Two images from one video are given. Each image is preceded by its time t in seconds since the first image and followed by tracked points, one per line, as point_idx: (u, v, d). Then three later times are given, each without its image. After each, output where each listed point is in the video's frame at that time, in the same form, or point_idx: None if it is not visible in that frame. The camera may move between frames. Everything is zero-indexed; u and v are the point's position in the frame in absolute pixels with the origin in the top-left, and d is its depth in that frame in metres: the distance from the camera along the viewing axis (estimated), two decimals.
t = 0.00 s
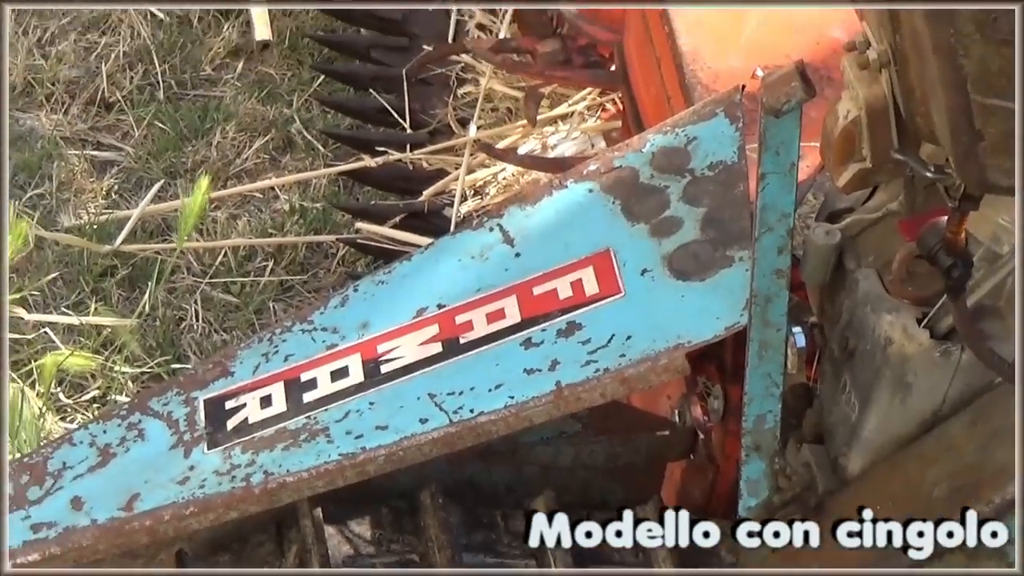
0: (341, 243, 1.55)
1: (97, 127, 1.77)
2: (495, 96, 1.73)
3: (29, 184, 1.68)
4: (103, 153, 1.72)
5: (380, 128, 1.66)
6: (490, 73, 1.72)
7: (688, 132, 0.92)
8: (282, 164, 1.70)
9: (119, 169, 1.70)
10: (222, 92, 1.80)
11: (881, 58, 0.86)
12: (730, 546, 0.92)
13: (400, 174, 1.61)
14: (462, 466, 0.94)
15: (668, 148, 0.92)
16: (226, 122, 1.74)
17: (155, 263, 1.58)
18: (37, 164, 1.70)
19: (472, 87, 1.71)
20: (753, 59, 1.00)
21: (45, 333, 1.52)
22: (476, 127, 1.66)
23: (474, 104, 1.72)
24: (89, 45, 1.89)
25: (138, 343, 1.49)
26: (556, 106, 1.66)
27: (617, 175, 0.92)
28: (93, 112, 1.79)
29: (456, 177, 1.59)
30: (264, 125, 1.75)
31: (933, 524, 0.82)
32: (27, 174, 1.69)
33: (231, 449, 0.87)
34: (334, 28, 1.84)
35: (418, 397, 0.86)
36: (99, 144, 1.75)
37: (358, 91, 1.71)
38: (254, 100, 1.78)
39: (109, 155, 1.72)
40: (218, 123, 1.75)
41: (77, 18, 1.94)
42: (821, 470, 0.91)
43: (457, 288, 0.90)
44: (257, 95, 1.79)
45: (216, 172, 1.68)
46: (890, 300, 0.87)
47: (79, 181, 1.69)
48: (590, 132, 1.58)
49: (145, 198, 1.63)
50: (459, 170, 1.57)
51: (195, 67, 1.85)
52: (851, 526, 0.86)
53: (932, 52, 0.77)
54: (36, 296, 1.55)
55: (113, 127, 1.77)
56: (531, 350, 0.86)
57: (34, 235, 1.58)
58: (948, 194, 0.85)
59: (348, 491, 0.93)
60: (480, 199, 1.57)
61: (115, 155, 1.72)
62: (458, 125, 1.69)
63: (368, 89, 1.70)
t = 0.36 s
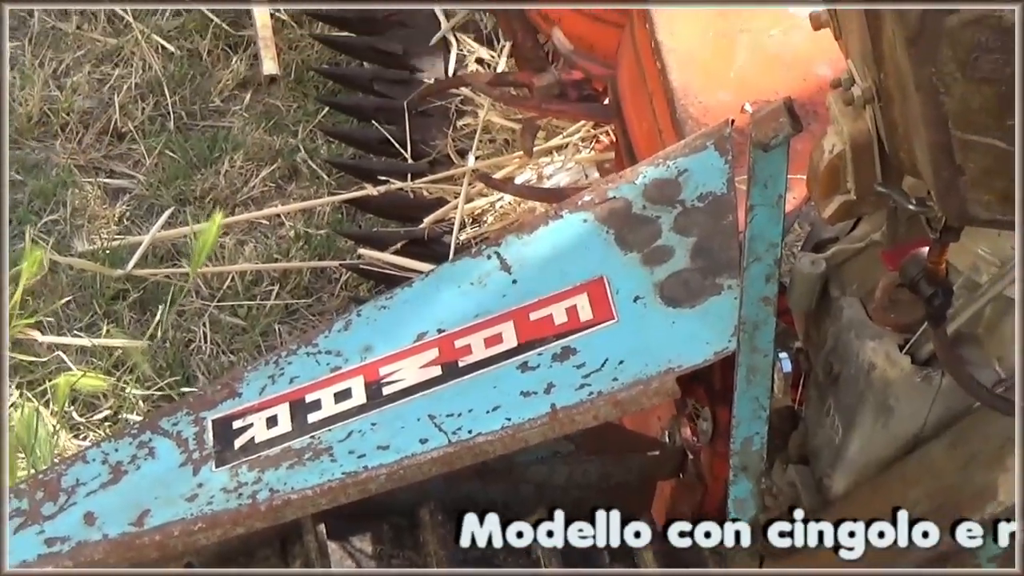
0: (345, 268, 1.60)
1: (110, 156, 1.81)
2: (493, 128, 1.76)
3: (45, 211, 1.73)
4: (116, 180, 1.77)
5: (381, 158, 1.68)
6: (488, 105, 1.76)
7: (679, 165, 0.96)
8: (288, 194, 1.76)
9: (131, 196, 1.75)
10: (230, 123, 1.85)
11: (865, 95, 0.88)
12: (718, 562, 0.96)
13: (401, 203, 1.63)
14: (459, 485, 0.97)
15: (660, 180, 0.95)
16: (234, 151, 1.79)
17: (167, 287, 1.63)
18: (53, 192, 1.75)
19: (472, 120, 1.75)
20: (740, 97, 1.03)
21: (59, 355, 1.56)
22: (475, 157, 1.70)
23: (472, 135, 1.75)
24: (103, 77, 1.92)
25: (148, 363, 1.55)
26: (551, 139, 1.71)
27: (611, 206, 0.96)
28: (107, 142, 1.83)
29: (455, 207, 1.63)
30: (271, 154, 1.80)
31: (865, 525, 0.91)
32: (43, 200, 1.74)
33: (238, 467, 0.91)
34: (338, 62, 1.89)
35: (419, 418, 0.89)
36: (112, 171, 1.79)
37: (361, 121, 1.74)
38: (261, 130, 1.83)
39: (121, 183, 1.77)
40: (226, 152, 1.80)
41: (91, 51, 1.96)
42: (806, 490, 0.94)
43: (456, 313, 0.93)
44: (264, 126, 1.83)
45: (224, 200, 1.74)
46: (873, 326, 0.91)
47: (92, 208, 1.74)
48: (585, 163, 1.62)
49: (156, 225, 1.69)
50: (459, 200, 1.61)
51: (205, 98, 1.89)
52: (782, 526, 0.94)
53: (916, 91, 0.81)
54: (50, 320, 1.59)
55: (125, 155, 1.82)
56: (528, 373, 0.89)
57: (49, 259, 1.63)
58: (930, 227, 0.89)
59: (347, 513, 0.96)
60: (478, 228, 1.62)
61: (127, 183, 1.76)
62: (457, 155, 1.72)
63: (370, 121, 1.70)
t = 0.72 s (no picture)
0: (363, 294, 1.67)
1: (137, 186, 1.86)
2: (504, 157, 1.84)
3: (73, 240, 1.78)
4: (142, 210, 1.82)
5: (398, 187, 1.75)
6: (499, 136, 1.84)
7: (683, 196, 0.98)
8: (307, 220, 1.82)
9: (156, 225, 1.81)
10: (252, 154, 1.90)
11: (863, 128, 0.92)
12: None
13: (416, 231, 1.73)
14: (472, 504, 1.01)
15: (666, 211, 0.98)
16: (256, 181, 1.86)
17: (191, 312, 1.69)
18: (82, 221, 1.80)
19: (484, 150, 1.84)
20: (743, 129, 1.04)
21: (88, 377, 1.62)
22: (487, 186, 1.79)
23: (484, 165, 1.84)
24: (130, 110, 1.97)
25: (174, 386, 1.60)
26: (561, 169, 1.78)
27: (618, 235, 0.99)
28: (133, 172, 1.88)
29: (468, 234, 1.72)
30: (291, 184, 1.86)
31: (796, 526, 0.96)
32: (72, 229, 1.79)
33: (260, 487, 0.94)
34: (355, 95, 1.95)
35: (433, 440, 0.93)
36: (139, 201, 1.84)
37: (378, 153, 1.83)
38: (282, 161, 1.89)
39: (147, 212, 1.82)
40: (249, 182, 1.86)
41: (118, 85, 2.02)
42: (808, 508, 0.97)
43: (469, 339, 0.97)
44: (285, 156, 1.90)
45: (246, 229, 1.80)
46: (871, 351, 0.95)
47: (120, 236, 1.79)
48: (593, 192, 1.69)
49: (181, 252, 1.76)
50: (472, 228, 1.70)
51: (227, 130, 1.95)
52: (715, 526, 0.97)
53: (911, 124, 0.84)
54: (80, 344, 1.65)
55: (150, 185, 1.87)
56: (539, 397, 0.93)
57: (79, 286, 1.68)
58: (925, 255, 0.93)
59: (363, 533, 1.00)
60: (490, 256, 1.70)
61: (153, 212, 1.82)
62: (470, 185, 1.81)
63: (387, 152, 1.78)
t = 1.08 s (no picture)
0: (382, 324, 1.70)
1: (164, 221, 1.92)
2: (517, 191, 1.89)
3: (102, 272, 1.83)
4: (169, 244, 1.88)
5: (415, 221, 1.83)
6: (512, 171, 1.89)
7: (689, 229, 1.01)
8: (328, 253, 1.87)
9: (183, 258, 1.86)
10: (274, 189, 1.96)
11: (863, 163, 0.96)
12: None
13: (433, 263, 1.76)
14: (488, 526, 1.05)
15: (673, 244, 1.01)
16: (278, 216, 1.91)
17: (217, 342, 1.74)
18: (111, 255, 1.85)
19: (498, 185, 1.89)
20: (746, 165, 1.08)
21: (118, 405, 1.66)
22: (501, 221, 1.83)
23: (498, 201, 1.88)
24: (157, 147, 2.03)
25: (200, 414, 1.65)
26: (572, 203, 1.83)
27: (627, 268, 1.02)
28: (160, 208, 1.93)
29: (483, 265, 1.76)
30: (312, 218, 1.91)
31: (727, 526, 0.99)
32: (101, 263, 1.84)
33: (284, 512, 0.99)
34: (373, 133, 2.01)
35: (450, 465, 0.97)
36: (166, 236, 1.90)
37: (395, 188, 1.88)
38: (303, 196, 1.94)
39: (173, 246, 1.88)
40: (271, 217, 1.91)
41: (145, 123, 2.07)
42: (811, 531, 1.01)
43: (484, 368, 1.00)
44: (306, 192, 1.95)
45: (269, 261, 1.85)
46: (871, 378, 0.98)
47: (147, 269, 1.84)
48: (603, 225, 1.74)
49: (207, 284, 1.81)
50: (486, 260, 1.74)
51: (248, 164, 2.00)
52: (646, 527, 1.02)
53: (908, 161, 0.88)
54: (108, 371, 1.70)
55: (177, 221, 1.92)
56: (551, 424, 0.96)
57: (108, 317, 1.73)
58: (923, 287, 0.96)
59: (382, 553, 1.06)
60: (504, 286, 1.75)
61: (179, 246, 1.87)
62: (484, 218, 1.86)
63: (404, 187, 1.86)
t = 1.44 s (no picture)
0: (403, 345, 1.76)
1: (192, 244, 1.96)
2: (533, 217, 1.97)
3: (132, 294, 1.87)
4: (197, 266, 1.92)
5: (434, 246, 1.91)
6: (527, 198, 1.97)
7: (698, 256, 1.05)
8: (349, 275, 1.91)
9: (209, 280, 1.90)
10: (298, 215, 2.00)
11: (868, 195, 1.00)
12: None
13: (449, 285, 1.84)
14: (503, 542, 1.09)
15: (683, 271, 1.05)
16: (301, 240, 1.95)
17: (241, 362, 1.78)
18: (141, 277, 1.89)
19: (514, 211, 1.97)
20: (752, 193, 1.11)
21: (147, 422, 1.70)
22: (517, 244, 1.91)
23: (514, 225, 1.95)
24: (185, 173, 2.08)
25: (226, 431, 1.68)
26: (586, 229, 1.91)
27: (639, 293, 1.05)
28: (188, 231, 1.98)
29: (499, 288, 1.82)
30: (334, 241, 1.96)
31: (658, 526, 1.05)
32: (131, 285, 1.88)
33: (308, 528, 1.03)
34: (394, 159, 2.07)
35: (468, 484, 1.01)
36: (193, 258, 1.94)
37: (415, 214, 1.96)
38: (327, 220, 1.99)
39: (201, 268, 1.92)
40: (295, 241, 1.96)
41: (174, 149, 2.13)
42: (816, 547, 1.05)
43: (501, 390, 1.04)
44: (329, 216, 2.00)
45: (294, 282, 1.90)
46: (875, 401, 1.02)
47: (175, 290, 1.88)
48: (615, 249, 1.82)
49: (233, 305, 1.85)
50: (503, 283, 1.80)
51: (275, 193, 2.06)
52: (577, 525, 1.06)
53: (912, 194, 0.92)
54: (138, 390, 1.73)
55: (204, 244, 1.97)
56: (566, 444, 1.00)
57: (139, 337, 1.77)
58: (925, 313, 1.00)
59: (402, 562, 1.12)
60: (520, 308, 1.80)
61: (206, 268, 1.92)
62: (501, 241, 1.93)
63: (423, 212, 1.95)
